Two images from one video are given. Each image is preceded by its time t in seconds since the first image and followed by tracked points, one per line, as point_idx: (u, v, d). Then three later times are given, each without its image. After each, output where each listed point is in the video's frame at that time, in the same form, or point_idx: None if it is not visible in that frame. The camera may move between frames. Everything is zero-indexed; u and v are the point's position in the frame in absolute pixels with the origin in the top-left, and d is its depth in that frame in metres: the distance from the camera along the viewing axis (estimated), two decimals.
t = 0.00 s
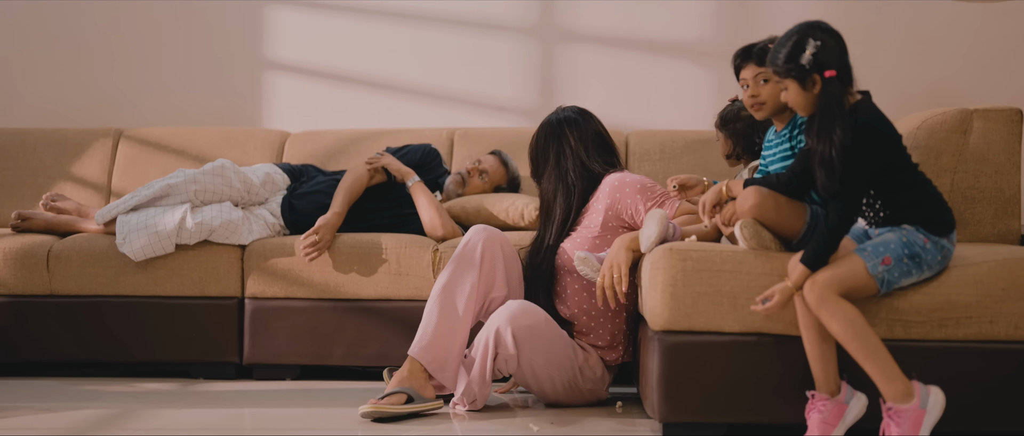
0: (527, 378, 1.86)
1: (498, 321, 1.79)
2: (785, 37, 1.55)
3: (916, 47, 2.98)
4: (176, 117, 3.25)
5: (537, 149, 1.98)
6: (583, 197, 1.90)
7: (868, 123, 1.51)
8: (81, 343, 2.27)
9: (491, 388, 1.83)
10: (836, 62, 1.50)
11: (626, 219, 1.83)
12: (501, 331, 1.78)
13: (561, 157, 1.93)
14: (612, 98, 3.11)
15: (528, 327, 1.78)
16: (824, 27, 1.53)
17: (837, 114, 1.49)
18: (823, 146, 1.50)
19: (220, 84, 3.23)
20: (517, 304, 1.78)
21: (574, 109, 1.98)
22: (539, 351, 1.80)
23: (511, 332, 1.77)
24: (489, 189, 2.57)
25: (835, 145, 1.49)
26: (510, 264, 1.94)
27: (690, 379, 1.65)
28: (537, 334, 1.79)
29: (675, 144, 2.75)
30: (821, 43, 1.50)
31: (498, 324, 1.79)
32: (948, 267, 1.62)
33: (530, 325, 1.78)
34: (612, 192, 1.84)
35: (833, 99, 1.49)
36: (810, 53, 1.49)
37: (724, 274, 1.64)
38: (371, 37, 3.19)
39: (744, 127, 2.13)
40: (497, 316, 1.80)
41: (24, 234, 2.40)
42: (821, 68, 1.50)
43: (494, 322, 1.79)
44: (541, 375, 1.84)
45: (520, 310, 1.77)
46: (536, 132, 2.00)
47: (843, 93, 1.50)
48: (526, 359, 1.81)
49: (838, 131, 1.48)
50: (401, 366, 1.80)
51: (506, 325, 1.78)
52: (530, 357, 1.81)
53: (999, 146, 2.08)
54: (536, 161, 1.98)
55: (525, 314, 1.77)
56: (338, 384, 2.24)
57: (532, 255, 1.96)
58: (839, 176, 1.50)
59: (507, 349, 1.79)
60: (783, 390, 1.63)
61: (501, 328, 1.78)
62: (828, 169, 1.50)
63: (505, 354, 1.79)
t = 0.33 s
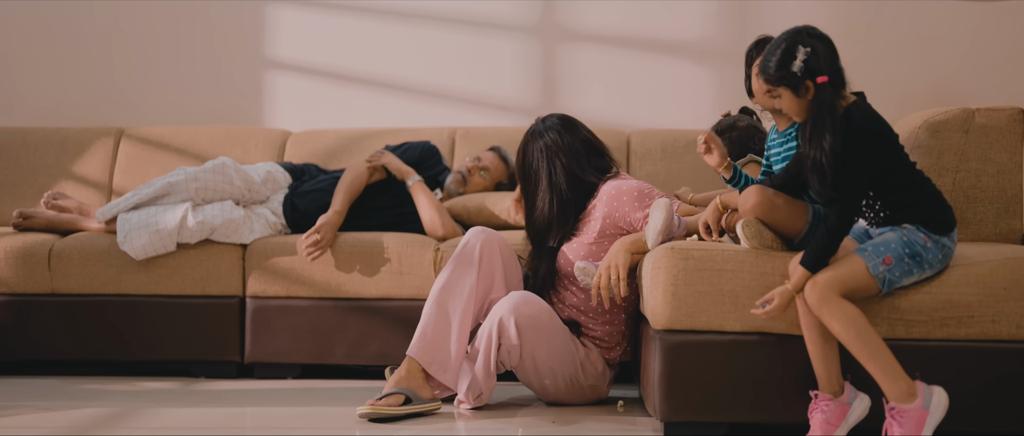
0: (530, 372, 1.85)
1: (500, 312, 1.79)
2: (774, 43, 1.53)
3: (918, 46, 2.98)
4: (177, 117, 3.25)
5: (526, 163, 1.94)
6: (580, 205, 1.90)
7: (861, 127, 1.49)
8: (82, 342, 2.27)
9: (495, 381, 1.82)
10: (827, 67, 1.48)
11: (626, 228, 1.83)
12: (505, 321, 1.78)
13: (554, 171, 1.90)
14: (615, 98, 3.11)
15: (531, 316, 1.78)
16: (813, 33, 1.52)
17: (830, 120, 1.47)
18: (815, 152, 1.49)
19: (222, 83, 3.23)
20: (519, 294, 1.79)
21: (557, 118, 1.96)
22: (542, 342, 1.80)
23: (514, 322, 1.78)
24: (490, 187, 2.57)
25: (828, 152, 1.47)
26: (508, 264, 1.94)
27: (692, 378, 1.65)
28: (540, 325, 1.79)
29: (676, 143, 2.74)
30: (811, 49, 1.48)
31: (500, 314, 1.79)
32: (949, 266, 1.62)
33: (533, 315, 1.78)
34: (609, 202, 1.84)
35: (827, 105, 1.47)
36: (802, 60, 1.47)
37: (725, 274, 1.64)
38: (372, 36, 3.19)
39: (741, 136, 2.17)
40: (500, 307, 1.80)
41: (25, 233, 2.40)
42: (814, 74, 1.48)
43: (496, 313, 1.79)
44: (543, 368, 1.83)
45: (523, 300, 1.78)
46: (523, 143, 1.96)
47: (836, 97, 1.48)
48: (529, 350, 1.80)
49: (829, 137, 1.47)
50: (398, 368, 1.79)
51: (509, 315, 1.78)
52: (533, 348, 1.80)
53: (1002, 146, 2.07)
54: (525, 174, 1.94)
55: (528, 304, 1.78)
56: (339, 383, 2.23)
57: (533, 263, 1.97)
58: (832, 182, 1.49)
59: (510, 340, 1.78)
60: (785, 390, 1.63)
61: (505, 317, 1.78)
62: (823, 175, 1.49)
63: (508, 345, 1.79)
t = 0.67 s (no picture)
0: (532, 356, 1.84)
1: (497, 293, 1.79)
2: (781, 43, 1.51)
3: (925, 45, 2.98)
4: (184, 116, 3.26)
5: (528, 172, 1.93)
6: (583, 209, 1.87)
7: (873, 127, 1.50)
8: (91, 340, 2.28)
9: (498, 365, 1.81)
10: (840, 66, 1.49)
11: (632, 232, 1.83)
12: (500, 302, 1.78)
13: (554, 177, 1.88)
14: (620, 97, 3.11)
15: (527, 296, 1.77)
16: (820, 33, 1.52)
17: (845, 118, 1.48)
18: (830, 152, 1.49)
19: (229, 82, 3.24)
20: (516, 276, 1.80)
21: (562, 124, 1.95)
22: (541, 323, 1.79)
23: (512, 300, 1.77)
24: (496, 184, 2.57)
25: (843, 151, 1.47)
26: (507, 261, 1.94)
27: (699, 377, 1.65)
28: (538, 304, 1.78)
29: (683, 143, 2.74)
30: (824, 49, 1.48)
31: (498, 296, 1.79)
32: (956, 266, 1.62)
33: (530, 293, 1.78)
34: (614, 205, 1.84)
35: (842, 104, 1.48)
36: (816, 60, 1.47)
37: (732, 273, 1.63)
38: (378, 35, 3.19)
39: (759, 135, 2.16)
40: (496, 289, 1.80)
41: (33, 231, 2.41)
42: (827, 74, 1.48)
43: (493, 295, 1.79)
44: (544, 352, 1.82)
45: (520, 280, 1.79)
46: (525, 153, 1.95)
47: (848, 97, 1.49)
48: (529, 331, 1.79)
49: (846, 136, 1.47)
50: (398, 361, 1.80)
51: (506, 294, 1.78)
52: (532, 328, 1.79)
53: (1010, 145, 2.06)
54: (527, 183, 1.93)
55: (524, 282, 1.78)
56: (346, 382, 2.24)
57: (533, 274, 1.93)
58: (844, 181, 1.49)
59: (509, 320, 1.78)
60: (792, 390, 1.63)
61: (500, 298, 1.78)
62: (836, 175, 1.49)
63: (507, 325, 1.78)
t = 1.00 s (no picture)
0: (538, 356, 1.83)
1: (501, 293, 1.79)
2: (792, 39, 1.51)
3: (931, 44, 2.98)
4: (190, 114, 3.26)
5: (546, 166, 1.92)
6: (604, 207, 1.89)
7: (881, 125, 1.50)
8: (96, 337, 2.28)
9: (500, 364, 1.80)
10: (851, 63, 1.48)
11: (638, 227, 1.83)
12: (505, 301, 1.78)
13: (574, 178, 1.88)
14: (626, 95, 3.11)
15: (531, 296, 1.77)
16: (831, 30, 1.51)
17: (856, 114, 1.48)
18: (839, 149, 1.48)
19: (234, 80, 3.23)
20: (520, 275, 1.80)
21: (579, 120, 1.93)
22: (546, 322, 1.79)
23: (515, 300, 1.78)
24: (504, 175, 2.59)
25: (853, 147, 1.47)
26: (519, 251, 1.93)
27: (703, 375, 1.65)
28: (542, 304, 1.78)
29: (688, 141, 2.74)
30: (835, 46, 1.48)
31: (502, 295, 1.79)
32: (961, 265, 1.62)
33: (533, 293, 1.78)
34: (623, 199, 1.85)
35: (852, 101, 1.48)
36: (828, 56, 1.47)
37: (737, 271, 1.63)
38: (384, 34, 3.19)
39: (759, 134, 2.18)
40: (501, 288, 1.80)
41: (38, 228, 2.40)
42: (838, 70, 1.48)
43: (497, 295, 1.79)
44: (549, 352, 1.82)
45: (524, 280, 1.78)
46: (543, 143, 1.94)
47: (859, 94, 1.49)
48: (533, 331, 1.79)
49: (858, 133, 1.47)
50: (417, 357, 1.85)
51: (509, 294, 1.78)
52: (537, 328, 1.79)
53: (1016, 143, 2.06)
54: (546, 176, 1.93)
55: (528, 281, 1.78)
56: (350, 380, 2.24)
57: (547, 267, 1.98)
58: (853, 179, 1.48)
59: (513, 319, 1.78)
60: (797, 387, 1.63)
61: (505, 298, 1.78)
62: (844, 171, 1.49)
63: (512, 326, 1.78)
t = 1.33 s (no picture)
0: (539, 361, 1.84)
1: (501, 300, 1.79)
2: (802, 31, 1.52)
3: (930, 44, 2.99)
4: (191, 112, 3.25)
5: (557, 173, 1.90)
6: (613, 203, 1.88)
7: (887, 121, 1.50)
8: (95, 336, 2.28)
9: (499, 371, 1.81)
10: (859, 56, 1.49)
11: (641, 219, 1.85)
12: (505, 309, 1.78)
13: (593, 182, 1.87)
14: (625, 93, 3.11)
15: (531, 303, 1.77)
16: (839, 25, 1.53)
17: (863, 108, 1.49)
18: (845, 142, 1.49)
19: (235, 78, 3.23)
20: (521, 282, 1.79)
21: (576, 123, 1.94)
22: (546, 329, 1.79)
23: (515, 308, 1.77)
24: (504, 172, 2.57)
25: (859, 140, 1.48)
26: (527, 250, 1.93)
27: (703, 374, 1.65)
28: (543, 311, 1.78)
29: (688, 140, 2.75)
30: (844, 39, 1.49)
31: (503, 302, 1.78)
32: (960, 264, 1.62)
33: (534, 300, 1.77)
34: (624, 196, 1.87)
35: (859, 94, 1.48)
36: (837, 49, 1.48)
37: (737, 271, 1.63)
38: (383, 32, 3.19)
39: (759, 129, 2.18)
40: (501, 296, 1.80)
41: (37, 227, 2.40)
42: (846, 63, 1.49)
43: (497, 302, 1.79)
44: (549, 358, 1.82)
45: (524, 287, 1.78)
46: (550, 150, 1.91)
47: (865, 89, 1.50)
48: (533, 337, 1.79)
49: (864, 125, 1.48)
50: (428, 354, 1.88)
51: (509, 302, 1.78)
52: (537, 334, 1.79)
53: (1014, 143, 2.07)
54: (556, 184, 1.90)
55: (528, 289, 1.77)
56: (350, 379, 2.24)
57: (555, 277, 1.91)
58: (857, 172, 1.49)
59: (514, 326, 1.78)
60: (796, 387, 1.63)
61: (505, 305, 1.78)
62: (848, 165, 1.49)
63: (512, 333, 1.78)
